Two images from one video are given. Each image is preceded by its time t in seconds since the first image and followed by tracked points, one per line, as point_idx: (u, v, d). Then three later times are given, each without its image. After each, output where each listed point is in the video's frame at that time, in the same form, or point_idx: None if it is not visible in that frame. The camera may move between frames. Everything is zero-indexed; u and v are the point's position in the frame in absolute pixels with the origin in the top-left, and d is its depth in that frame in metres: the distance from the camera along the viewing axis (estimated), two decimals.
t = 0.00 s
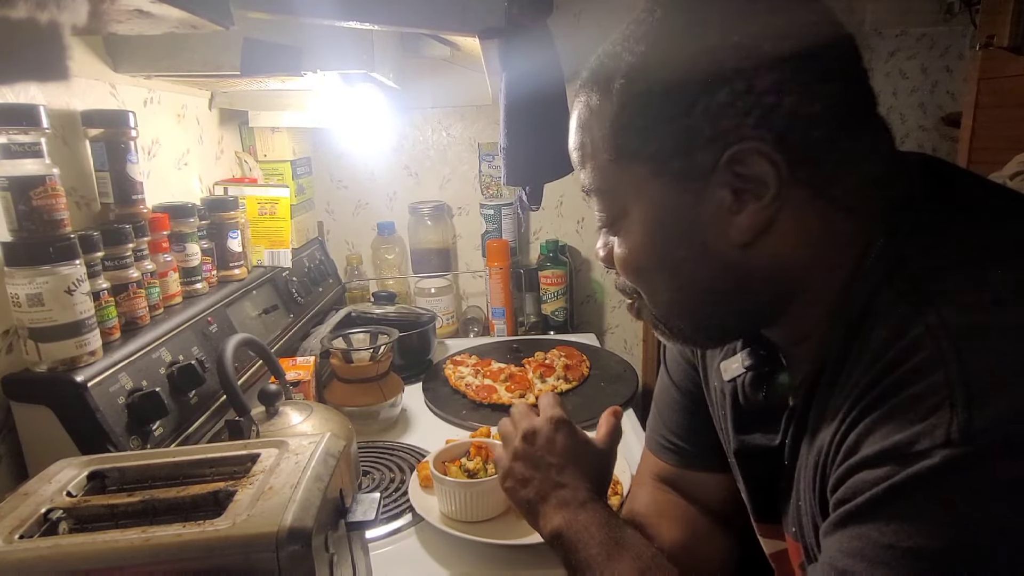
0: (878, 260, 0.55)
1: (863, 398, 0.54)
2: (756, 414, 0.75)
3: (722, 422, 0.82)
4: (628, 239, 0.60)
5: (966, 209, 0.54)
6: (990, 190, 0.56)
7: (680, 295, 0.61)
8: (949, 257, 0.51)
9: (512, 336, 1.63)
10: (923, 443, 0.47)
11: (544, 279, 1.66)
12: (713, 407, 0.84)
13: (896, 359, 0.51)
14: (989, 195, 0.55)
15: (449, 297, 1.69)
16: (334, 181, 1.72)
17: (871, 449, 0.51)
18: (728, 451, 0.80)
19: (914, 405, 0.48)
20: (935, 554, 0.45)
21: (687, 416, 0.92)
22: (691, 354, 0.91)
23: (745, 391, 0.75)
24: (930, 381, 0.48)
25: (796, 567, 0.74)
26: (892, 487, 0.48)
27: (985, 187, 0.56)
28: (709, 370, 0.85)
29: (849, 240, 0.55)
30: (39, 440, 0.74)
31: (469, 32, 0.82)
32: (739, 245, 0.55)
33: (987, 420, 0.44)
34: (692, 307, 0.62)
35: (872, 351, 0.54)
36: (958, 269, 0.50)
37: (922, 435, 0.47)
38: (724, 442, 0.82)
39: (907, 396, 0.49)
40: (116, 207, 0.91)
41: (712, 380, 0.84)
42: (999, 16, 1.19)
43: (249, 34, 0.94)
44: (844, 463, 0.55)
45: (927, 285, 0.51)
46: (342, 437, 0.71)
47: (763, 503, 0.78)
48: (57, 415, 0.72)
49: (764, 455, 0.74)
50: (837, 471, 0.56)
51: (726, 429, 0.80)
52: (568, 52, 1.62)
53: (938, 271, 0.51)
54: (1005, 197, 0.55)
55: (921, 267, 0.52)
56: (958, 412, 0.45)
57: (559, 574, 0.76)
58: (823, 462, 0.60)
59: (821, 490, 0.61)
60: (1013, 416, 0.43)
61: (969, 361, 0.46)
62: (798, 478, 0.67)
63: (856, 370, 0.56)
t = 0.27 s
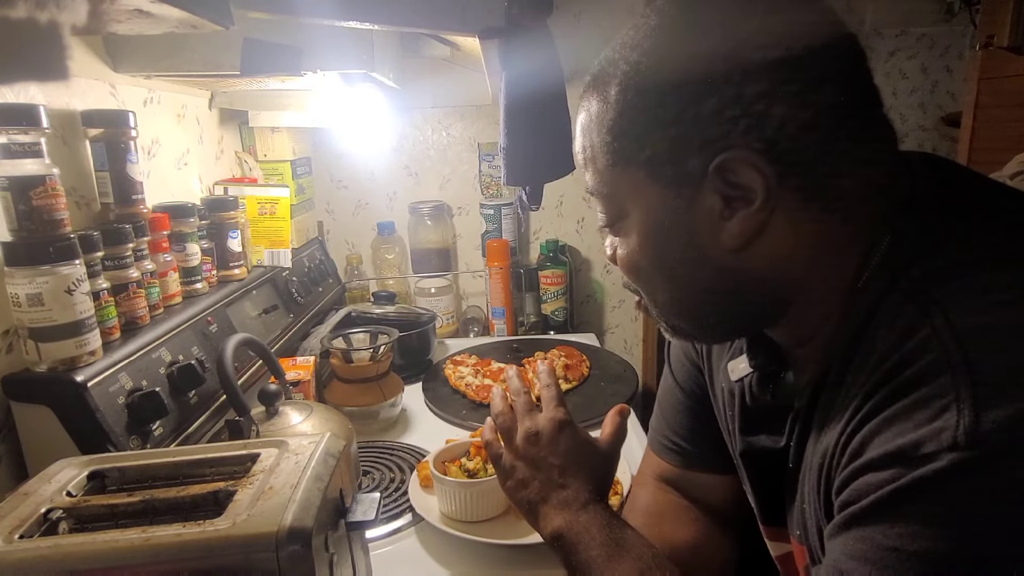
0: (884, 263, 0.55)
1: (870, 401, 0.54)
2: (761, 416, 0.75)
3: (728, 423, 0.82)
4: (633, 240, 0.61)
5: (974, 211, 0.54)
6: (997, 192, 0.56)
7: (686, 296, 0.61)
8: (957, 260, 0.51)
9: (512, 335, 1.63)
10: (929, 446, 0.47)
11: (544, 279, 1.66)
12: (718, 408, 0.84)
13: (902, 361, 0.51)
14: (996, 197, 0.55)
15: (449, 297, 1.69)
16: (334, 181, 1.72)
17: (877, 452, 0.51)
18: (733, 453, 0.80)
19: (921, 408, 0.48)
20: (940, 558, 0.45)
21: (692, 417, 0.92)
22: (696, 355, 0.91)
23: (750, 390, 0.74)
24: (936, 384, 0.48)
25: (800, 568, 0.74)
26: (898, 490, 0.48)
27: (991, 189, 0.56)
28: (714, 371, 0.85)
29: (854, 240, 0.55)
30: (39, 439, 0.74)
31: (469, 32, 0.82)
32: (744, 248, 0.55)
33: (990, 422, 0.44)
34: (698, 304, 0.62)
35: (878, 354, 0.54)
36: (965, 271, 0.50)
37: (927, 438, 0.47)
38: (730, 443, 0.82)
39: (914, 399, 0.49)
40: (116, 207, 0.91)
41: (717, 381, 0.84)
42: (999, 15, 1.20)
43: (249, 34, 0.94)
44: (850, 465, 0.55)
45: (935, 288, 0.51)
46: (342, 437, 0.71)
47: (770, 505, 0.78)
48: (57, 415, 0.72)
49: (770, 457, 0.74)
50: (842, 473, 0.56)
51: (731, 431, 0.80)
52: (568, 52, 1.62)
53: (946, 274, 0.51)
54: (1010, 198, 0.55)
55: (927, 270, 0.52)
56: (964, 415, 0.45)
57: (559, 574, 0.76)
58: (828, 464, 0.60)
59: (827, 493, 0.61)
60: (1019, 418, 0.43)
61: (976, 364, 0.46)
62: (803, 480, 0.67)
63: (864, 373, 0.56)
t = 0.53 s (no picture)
0: (885, 262, 0.55)
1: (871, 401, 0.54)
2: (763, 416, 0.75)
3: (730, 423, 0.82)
4: (633, 239, 0.61)
5: (977, 211, 0.54)
6: (1001, 192, 0.56)
7: (687, 297, 0.61)
8: (959, 258, 0.51)
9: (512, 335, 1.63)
10: (929, 446, 0.47)
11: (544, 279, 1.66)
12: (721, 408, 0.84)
13: (903, 361, 0.51)
14: (1000, 196, 0.55)
15: (449, 297, 1.69)
16: (334, 181, 1.72)
17: (878, 452, 0.51)
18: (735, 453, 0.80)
19: (921, 408, 0.48)
20: (940, 558, 0.45)
21: (694, 417, 0.92)
22: (698, 355, 0.91)
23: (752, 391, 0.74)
24: (937, 383, 0.47)
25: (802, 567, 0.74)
26: (898, 489, 0.48)
27: (996, 189, 0.56)
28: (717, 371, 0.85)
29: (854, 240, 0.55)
30: (39, 440, 0.74)
31: (469, 33, 0.82)
32: (744, 249, 0.55)
33: (990, 422, 0.44)
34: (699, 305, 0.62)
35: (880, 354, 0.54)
36: (966, 270, 0.50)
37: (928, 437, 0.47)
38: (732, 443, 0.82)
39: (914, 399, 0.49)
40: (116, 207, 0.92)
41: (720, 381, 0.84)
42: (999, 15, 1.19)
43: (249, 34, 0.94)
44: (851, 465, 0.55)
45: (937, 288, 0.51)
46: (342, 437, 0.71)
47: (771, 504, 0.78)
48: (56, 415, 0.72)
49: (772, 457, 0.74)
50: (843, 473, 0.56)
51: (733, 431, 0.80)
52: (568, 52, 1.62)
53: (948, 273, 0.51)
54: (1013, 199, 0.55)
55: (929, 271, 0.52)
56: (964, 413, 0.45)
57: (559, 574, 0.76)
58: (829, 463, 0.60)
59: (828, 493, 0.61)
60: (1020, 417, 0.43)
61: (976, 364, 0.46)
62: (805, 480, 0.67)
63: (865, 373, 0.56)
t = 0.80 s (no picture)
0: (884, 261, 0.55)
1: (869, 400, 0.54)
2: (763, 416, 0.76)
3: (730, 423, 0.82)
4: (633, 238, 0.61)
5: (977, 209, 0.54)
6: (1001, 190, 0.56)
7: (686, 296, 0.61)
8: (959, 257, 0.51)
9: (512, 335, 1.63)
10: (927, 444, 0.47)
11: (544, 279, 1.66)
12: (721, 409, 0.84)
13: (902, 360, 0.51)
14: (1000, 195, 0.55)
15: (449, 297, 1.69)
16: (334, 181, 1.72)
17: (876, 450, 0.51)
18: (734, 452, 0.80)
19: (920, 406, 0.48)
20: (938, 555, 0.45)
21: (694, 417, 0.92)
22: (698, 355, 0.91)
23: (754, 391, 0.74)
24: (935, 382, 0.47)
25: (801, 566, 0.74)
26: (896, 488, 0.48)
27: (996, 187, 0.57)
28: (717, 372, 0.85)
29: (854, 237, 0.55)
30: (39, 440, 0.74)
31: (469, 33, 0.82)
32: (751, 247, 0.55)
33: (990, 422, 0.44)
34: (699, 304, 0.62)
35: (878, 354, 0.54)
36: (966, 269, 0.51)
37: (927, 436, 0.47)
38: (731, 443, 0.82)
39: (913, 397, 0.49)
40: (116, 207, 0.92)
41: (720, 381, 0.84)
42: (999, 16, 1.18)
43: (249, 34, 0.94)
44: (849, 463, 0.55)
45: (936, 287, 0.51)
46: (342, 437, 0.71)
47: (771, 504, 0.78)
48: (56, 415, 0.72)
49: (772, 457, 0.74)
50: (842, 472, 0.56)
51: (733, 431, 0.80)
52: (568, 52, 1.62)
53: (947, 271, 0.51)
54: (1013, 198, 0.55)
55: (928, 270, 0.52)
56: (963, 411, 0.45)
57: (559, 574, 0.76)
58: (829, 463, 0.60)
59: (826, 492, 0.61)
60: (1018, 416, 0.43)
61: (975, 362, 0.46)
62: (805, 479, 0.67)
63: (863, 372, 0.56)
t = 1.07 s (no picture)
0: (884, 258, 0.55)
1: (868, 399, 0.54)
2: (763, 415, 0.76)
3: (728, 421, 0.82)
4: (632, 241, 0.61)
5: (978, 208, 0.54)
6: (1002, 189, 0.56)
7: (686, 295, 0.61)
8: (960, 257, 0.52)
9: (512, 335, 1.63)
10: (928, 442, 0.47)
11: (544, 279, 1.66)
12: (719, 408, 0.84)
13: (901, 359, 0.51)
14: (1002, 193, 0.55)
15: (449, 297, 1.69)
16: (334, 181, 1.72)
17: (875, 449, 0.51)
18: (733, 451, 0.80)
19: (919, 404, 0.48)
20: (939, 553, 0.45)
21: (694, 417, 0.92)
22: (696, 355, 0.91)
23: (745, 400, 0.78)
24: (935, 381, 0.48)
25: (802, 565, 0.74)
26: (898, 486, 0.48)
27: (998, 185, 0.56)
28: (715, 371, 0.85)
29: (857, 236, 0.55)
30: (38, 440, 0.74)
31: (469, 32, 0.82)
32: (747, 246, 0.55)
33: (992, 421, 0.44)
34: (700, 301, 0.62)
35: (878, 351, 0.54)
36: (967, 269, 0.51)
37: (926, 435, 0.47)
38: (729, 441, 0.82)
39: (912, 395, 0.49)
40: (116, 207, 0.92)
41: (718, 380, 0.84)
42: (999, 15, 1.20)
43: (250, 34, 0.94)
44: (848, 462, 0.55)
45: (937, 288, 0.51)
46: (342, 437, 0.71)
47: (770, 503, 0.78)
48: (56, 415, 0.72)
49: (771, 456, 0.74)
50: (840, 470, 0.56)
51: (732, 430, 0.80)
52: (568, 52, 1.62)
53: (948, 271, 0.51)
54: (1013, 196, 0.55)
55: (926, 271, 0.53)
56: (963, 410, 0.45)
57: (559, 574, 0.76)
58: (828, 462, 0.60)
59: (826, 491, 0.61)
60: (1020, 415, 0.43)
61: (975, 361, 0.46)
62: (805, 479, 0.67)
63: (861, 372, 0.56)
